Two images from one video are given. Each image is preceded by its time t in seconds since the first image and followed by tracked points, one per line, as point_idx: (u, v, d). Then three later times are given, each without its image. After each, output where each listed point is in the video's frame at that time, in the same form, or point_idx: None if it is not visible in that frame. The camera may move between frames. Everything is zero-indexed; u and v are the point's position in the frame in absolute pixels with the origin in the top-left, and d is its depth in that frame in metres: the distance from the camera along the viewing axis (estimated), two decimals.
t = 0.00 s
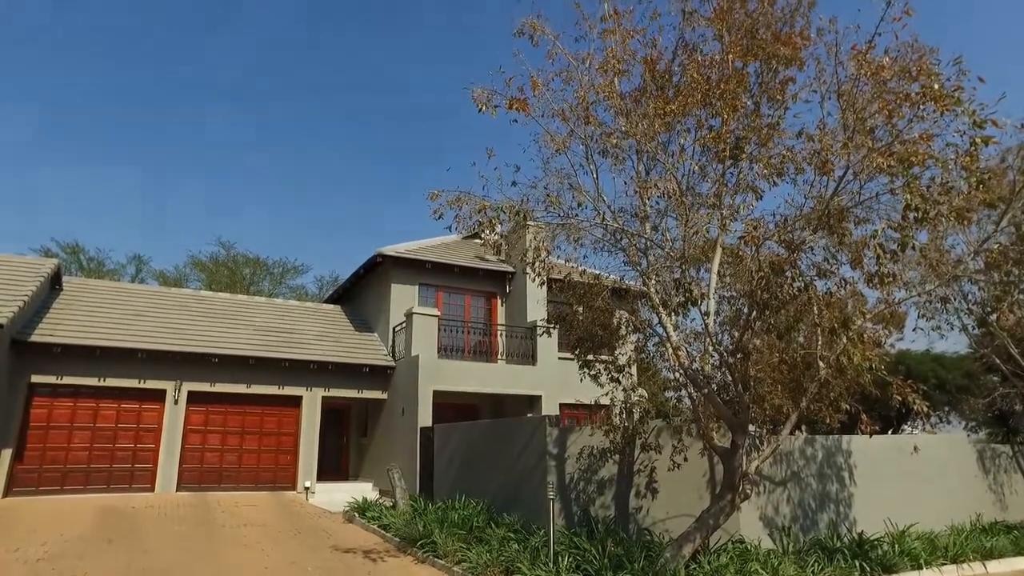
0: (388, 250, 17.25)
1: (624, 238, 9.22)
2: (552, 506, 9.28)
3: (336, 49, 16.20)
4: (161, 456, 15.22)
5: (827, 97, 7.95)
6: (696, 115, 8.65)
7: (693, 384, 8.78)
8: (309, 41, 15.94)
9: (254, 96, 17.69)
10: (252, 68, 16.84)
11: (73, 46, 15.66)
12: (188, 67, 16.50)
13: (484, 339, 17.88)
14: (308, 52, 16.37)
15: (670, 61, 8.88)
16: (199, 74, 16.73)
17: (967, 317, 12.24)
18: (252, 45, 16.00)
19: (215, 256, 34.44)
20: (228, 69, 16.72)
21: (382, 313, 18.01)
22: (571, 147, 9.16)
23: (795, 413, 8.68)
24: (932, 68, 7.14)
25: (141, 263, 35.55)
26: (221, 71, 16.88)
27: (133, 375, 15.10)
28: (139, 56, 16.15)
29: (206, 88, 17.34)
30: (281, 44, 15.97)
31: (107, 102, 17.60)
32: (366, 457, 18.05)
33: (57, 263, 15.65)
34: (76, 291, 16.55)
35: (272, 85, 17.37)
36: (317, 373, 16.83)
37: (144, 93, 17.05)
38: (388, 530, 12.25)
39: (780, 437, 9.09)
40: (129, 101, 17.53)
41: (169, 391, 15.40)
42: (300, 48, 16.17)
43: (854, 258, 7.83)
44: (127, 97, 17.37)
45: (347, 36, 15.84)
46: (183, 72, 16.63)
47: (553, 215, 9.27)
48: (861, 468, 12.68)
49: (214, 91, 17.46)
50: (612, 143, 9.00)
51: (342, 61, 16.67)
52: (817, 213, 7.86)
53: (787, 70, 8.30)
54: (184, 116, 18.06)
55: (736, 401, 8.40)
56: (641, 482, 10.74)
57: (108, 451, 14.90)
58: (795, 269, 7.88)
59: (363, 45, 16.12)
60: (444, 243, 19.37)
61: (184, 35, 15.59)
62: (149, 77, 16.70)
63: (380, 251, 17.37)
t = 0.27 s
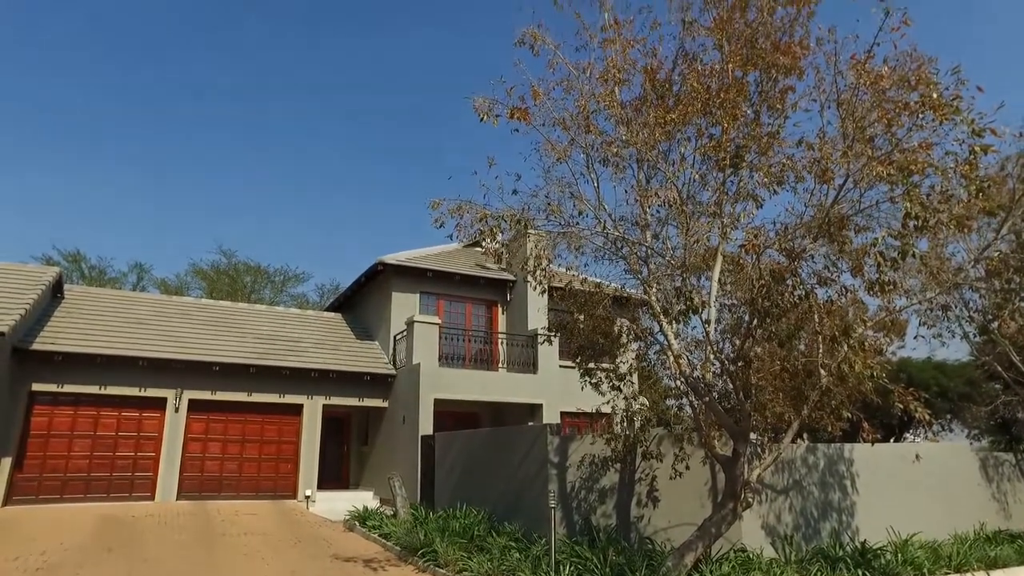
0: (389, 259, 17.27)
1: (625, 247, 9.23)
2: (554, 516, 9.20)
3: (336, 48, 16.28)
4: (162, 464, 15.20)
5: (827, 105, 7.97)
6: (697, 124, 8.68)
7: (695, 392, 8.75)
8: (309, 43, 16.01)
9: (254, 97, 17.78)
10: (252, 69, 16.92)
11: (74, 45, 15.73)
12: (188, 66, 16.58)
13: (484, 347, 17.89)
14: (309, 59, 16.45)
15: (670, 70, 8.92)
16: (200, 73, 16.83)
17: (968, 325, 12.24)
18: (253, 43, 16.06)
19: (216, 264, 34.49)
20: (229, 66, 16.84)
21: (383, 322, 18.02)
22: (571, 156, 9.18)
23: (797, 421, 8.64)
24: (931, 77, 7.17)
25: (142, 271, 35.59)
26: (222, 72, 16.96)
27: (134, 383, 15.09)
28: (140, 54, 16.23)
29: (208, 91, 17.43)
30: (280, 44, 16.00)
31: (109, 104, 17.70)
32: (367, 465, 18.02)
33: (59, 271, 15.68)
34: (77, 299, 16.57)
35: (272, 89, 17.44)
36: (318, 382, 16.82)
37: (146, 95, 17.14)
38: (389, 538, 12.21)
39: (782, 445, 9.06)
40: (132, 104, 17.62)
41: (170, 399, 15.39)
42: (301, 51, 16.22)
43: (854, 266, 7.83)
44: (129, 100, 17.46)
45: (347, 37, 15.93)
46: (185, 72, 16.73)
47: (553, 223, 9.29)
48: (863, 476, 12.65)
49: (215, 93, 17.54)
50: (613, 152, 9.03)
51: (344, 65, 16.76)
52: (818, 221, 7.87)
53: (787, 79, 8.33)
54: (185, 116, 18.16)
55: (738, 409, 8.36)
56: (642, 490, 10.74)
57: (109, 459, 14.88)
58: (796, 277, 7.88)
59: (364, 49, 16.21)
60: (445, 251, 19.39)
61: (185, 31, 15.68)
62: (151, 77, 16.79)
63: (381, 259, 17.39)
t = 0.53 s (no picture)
0: (390, 266, 17.28)
1: (626, 254, 9.24)
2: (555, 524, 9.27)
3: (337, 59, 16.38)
4: (162, 472, 15.17)
5: (827, 113, 7.99)
6: (697, 132, 8.69)
7: (696, 400, 8.72)
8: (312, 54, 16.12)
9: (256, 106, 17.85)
10: (253, 77, 17.00)
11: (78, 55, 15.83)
12: (191, 73, 16.71)
13: (485, 354, 17.91)
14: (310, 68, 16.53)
15: (671, 78, 8.94)
16: (202, 80, 16.97)
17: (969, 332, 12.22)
18: (255, 52, 16.20)
19: (217, 272, 34.52)
20: (231, 74, 16.93)
21: (384, 329, 18.01)
22: (572, 163, 9.20)
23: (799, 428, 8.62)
24: (931, 85, 7.20)
25: (144, 279, 35.61)
26: (225, 81, 17.11)
27: (135, 391, 15.08)
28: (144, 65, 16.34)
29: (210, 100, 17.48)
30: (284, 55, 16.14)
31: (110, 111, 17.75)
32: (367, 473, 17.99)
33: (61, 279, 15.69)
34: (79, 306, 16.57)
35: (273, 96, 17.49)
36: (318, 389, 16.81)
37: (147, 101, 17.19)
38: (390, 547, 12.17)
39: (783, 453, 9.00)
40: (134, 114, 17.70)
41: (170, 407, 15.37)
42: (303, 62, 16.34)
43: (855, 274, 7.82)
44: (132, 109, 17.52)
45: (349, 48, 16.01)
46: (187, 79, 16.84)
47: (554, 231, 9.29)
48: (865, 484, 12.60)
49: (216, 101, 17.61)
50: (613, 160, 9.04)
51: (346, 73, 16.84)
52: (819, 229, 7.87)
53: (787, 87, 8.34)
54: (187, 122, 18.22)
55: (739, 417, 8.32)
56: (643, 498, 10.70)
57: (109, 467, 14.86)
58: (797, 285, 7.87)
59: (366, 57, 16.28)
60: (445, 259, 19.41)
61: (187, 40, 15.79)
62: (154, 87, 16.88)
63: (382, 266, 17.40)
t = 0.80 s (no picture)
0: (391, 274, 17.30)
1: (626, 262, 9.24)
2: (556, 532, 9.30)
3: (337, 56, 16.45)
4: (163, 480, 15.15)
5: (827, 120, 8.02)
6: (698, 139, 8.72)
7: (697, 407, 8.70)
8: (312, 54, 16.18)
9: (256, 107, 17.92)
10: (255, 84, 17.07)
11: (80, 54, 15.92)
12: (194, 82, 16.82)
13: (485, 362, 17.99)
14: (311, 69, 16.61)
15: (671, 86, 8.97)
16: (204, 88, 17.03)
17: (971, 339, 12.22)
18: (255, 52, 16.25)
19: (219, 279, 34.56)
20: (231, 75, 16.99)
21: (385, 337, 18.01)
22: (573, 171, 9.23)
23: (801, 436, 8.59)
24: (930, 93, 7.23)
25: (145, 286, 35.65)
26: (227, 89, 17.18)
27: (135, 398, 15.07)
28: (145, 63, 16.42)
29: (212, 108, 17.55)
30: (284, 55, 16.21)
31: (112, 118, 17.81)
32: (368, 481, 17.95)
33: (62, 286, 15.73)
34: (80, 314, 16.59)
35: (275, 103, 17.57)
36: (319, 397, 16.80)
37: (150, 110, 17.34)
38: (391, 555, 12.13)
39: (785, 461, 8.97)
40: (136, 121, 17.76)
41: (171, 414, 15.36)
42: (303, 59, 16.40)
43: (856, 281, 7.83)
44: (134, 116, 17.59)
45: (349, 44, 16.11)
46: (190, 87, 16.95)
47: (555, 238, 9.30)
48: (868, 492, 12.56)
49: (217, 103, 17.69)
50: (614, 167, 9.06)
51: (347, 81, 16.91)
52: (819, 236, 7.88)
53: (787, 94, 8.37)
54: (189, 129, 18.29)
55: (741, 425, 8.29)
56: (645, 506, 10.60)
57: (109, 475, 14.84)
58: (798, 292, 7.87)
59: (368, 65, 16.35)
60: (447, 266, 19.43)
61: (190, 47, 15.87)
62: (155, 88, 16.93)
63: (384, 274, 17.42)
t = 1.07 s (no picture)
0: (392, 280, 17.31)
1: (627, 268, 9.25)
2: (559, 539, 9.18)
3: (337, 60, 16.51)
4: (163, 487, 15.11)
5: (827, 127, 8.03)
6: (698, 146, 8.73)
7: (698, 414, 8.68)
8: (313, 60, 16.25)
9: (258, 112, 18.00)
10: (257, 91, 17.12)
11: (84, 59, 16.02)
12: (196, 88, 16.87)
13: (487, 368, 17.96)
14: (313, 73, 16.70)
15: (671, 93, 8.99)
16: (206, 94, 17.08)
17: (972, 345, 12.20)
18: (256, 56, 16.29)
19: (220, 286, 34.57)
20: (233, 81, 17.05)
21: (385, 343, 18.00)
22: (574, 178, 9.24)
23: (802, 442, 8.59)
24: (930, 99, 7.24)
25: (146, 292, 35.67)
26: (229, 96, 17.23)
27: (136, 405, 15.05)
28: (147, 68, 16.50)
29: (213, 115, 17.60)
30: (286, 63, 16.34)
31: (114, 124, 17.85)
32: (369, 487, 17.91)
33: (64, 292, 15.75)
34: (81, 320, 16.60)
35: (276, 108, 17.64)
36: (320, 403, 16.77)
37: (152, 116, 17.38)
38: (391, 562, 12.08)
39: (786, 468, 8.94)
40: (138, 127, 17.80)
41: (172, 421, 15.34)
42: (303, 64, 16.47)
43: (857, 287, 7.83)
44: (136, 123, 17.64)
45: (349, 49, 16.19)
46: (192, 94, 17.00)
47: (556, 245, 9.30)
48: (870, 498, 12.53)
49: (219, 108, 17.76)
50: (614, 174, 9.07)
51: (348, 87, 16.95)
52: (820, 243, 7.88)
53: (787, 101, 8.38)
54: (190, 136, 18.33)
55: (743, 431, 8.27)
56: (646, 513, 10.65)
57: (109, 482, 14.80)
58: (799, 299, 7.86)
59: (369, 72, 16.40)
60: (447, 272, 19.43)
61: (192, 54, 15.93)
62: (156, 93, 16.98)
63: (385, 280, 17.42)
